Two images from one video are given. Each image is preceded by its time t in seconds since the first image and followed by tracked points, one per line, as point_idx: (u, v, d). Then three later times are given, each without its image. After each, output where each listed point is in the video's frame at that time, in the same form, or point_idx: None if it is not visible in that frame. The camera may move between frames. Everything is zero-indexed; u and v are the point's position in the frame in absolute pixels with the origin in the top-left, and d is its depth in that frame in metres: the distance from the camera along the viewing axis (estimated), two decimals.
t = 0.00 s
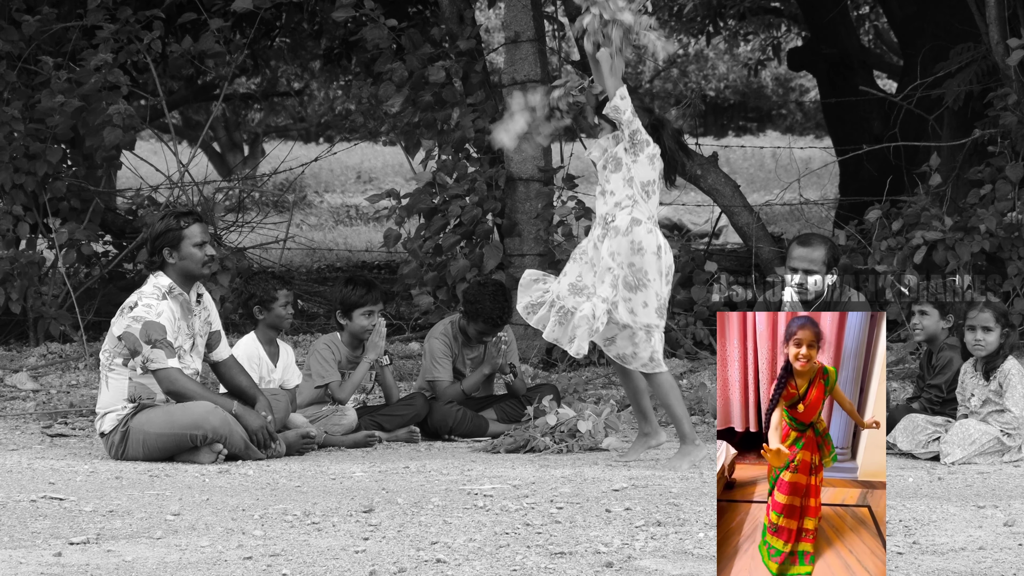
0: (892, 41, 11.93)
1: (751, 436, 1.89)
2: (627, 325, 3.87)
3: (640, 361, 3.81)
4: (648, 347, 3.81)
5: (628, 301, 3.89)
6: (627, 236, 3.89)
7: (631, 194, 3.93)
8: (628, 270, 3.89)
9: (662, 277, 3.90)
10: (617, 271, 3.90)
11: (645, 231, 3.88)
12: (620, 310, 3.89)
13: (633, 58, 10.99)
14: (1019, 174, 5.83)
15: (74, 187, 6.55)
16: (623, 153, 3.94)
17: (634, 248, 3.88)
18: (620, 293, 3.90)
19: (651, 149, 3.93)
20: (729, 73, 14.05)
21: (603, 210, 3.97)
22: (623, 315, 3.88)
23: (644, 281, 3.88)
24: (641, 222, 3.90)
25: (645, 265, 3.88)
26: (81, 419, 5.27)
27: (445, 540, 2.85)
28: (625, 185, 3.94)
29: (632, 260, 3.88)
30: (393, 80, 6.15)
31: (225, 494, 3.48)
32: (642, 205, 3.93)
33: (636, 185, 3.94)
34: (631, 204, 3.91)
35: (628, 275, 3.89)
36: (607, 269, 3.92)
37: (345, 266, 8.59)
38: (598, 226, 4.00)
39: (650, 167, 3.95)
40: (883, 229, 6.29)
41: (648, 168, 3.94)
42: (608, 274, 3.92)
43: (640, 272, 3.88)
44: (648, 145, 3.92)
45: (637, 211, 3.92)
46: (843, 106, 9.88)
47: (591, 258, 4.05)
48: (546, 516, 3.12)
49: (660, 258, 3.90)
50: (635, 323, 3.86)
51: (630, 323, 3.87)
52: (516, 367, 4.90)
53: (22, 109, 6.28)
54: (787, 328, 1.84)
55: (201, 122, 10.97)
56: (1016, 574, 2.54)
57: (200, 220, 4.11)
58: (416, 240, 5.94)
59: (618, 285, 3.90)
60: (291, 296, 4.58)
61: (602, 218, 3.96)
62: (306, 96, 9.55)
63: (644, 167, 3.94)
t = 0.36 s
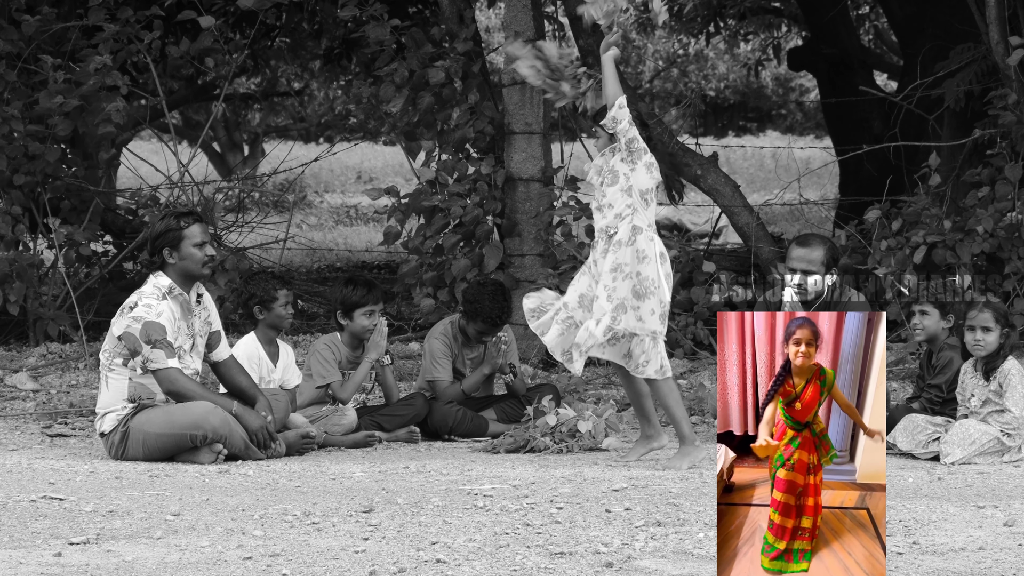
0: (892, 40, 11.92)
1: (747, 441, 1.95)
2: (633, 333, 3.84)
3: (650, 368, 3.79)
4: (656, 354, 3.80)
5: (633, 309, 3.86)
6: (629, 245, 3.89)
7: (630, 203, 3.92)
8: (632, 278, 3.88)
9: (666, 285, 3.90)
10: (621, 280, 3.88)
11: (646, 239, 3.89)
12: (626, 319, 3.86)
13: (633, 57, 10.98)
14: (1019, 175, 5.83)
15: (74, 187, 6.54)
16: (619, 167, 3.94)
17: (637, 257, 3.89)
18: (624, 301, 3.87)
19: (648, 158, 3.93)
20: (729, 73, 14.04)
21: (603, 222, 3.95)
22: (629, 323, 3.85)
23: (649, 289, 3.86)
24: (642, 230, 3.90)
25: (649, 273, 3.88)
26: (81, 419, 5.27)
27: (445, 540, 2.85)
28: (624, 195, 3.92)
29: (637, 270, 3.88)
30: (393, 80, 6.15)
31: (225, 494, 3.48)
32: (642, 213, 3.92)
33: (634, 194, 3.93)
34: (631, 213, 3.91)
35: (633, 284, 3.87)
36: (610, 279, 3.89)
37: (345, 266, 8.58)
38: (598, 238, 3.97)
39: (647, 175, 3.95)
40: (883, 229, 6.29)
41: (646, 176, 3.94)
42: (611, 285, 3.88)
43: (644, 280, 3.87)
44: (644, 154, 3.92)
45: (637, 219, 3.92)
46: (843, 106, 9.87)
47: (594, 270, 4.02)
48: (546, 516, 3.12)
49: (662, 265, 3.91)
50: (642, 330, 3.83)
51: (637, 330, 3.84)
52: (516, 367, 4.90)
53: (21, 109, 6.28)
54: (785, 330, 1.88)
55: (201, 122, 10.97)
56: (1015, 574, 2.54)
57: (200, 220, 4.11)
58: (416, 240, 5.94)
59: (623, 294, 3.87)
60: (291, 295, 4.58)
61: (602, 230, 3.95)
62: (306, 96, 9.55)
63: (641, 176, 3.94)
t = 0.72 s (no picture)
0: (892, 41, 11.93)
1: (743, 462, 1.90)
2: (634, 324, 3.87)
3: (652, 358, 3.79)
4: (657, 343, 3.80)
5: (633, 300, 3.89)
6: (628, 235, 3.91)
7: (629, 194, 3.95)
8: (630, 269, 3.90)
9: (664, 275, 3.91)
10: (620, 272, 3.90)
11: (643, 229, 3.91)
12: (627, 310, 3.90)
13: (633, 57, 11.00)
14: (1019, 175, 5.82)
15: (74, 187, 6.54)
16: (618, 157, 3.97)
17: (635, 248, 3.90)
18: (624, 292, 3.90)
19: (648, 149, 3.96)
20: (729, 73, 14.04)
21: (602, 213, 3.99)
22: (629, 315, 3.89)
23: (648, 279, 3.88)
24: (640, 220, 3.92)
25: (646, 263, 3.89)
26: (81, 419, 5.27)
27: (445, 540, 2.85)
28: (623, 185, 3.95)
29: (636, 259, 3.90)
30: (393, 80, 6.15)
31: (225, 494, 3.48)
32: (641, 203, 3.95)
33: (634, 184, 3.96)
34: (631, 204, 3.93)
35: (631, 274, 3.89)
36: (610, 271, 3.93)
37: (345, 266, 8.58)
38: (597, 230, 4.01)
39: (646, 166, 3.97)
40: (883, 229, 6.29)
41: (645, 167, 3.97)
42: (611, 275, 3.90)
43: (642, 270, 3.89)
44: (644, 145, 3.95)
45: (636, 209, 3.94)
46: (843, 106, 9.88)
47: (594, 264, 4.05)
48: (547, 516, 3.12)
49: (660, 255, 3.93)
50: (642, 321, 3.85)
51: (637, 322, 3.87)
52: (516, 367, 4.90)
53: (21, 109, 6.28)
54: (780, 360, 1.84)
55: (201, 122, 10.97)
56: (1016, 574, 2.54)
57: (200, 220, 4.11)
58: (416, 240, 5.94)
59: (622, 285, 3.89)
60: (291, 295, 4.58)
61: (602, 220, 3.98)
62: (307, 96, 9.56)
63: (641, 167, 3.97)
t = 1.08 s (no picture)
0: (892, 41, 11.93)
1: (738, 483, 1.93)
2: (627, 310, 3.91)
3: (646, 345, 3.83)
4: (648, 329, 3.84)
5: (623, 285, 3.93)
6: (620, 222, 3.94)
7: (622, 179, 3.97)
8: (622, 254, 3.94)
9: (656, 261, 3.95)
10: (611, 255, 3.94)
11: (637, 215, 3.94)
12: (619, 295, 3.94)
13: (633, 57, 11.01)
14: (1019, 175, 5.82)
15: (74, 187, 6.54)
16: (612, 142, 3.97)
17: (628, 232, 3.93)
18: (617, 278, 3.94)
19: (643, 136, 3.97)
20: (729, 73, 14.04)
21: (594, 195, 4.01)
22: (620, 300, 3.94)
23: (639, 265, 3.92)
24: (633, 206, 3.95)
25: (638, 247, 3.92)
26: (81, 419, 5.27)
27: (445, 540, 2.85)
28: (616, 170, 3.97)
29: (628, 245, 3.93)
30: (393, 80, 6.15)
31: (224, 494, 3.48)
32: (634, 189, 3.98)
33: (626, 170, 3.98)
34: (623, 190, 3.96)
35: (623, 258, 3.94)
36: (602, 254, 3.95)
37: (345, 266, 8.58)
38: (586, 210, 4.02)
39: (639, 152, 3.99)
40: (883, 229, 6.29)
41: (638, 154, 3.99)
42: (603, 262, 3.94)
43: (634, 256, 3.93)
44: (639, 132, 3.95)
45: (629, 195, 3.97)
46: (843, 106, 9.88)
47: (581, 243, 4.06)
48: (546, 516, 3.12)
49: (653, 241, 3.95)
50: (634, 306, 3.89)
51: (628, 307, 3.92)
52: (516, 367, 4.90)
53: (21, 108, 6.28)
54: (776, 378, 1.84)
55: (201, 122, 10.97)
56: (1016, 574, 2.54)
57: (200, 220, 4.11)
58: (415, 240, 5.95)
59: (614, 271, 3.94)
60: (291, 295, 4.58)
61: (592, 201, 4.00)
62: (307, 96, 9.55)
63: (635, 153, 3.98)
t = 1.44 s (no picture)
0: (892, 41, 11.93)
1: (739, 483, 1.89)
2: (620, 312, 3.91)
3: (637, 348, 3.87)
4: (641, 334, 3.86)
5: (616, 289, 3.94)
6: (615, 228, 3.95)
7: (617, 186, 3.98)
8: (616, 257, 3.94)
9: (652, 264, 3.96)
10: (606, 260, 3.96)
11: (632, 221, 3.94)
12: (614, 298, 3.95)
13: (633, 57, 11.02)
14: (1019, 174, 5.81)
15: (74, 187, 6.54)
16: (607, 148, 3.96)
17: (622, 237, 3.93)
18: (613, 281, 3.95)
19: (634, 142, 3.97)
20: (729, 73, 14.04)
21: (587, 202, 4.02)
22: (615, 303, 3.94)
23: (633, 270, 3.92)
24: (628, 212, 3.96)
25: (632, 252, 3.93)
26: (81, 419, 5.28)
27: (445, 540, 2.85)
28: (609, 177, 3.98)
29: (623, 250, 3.93)
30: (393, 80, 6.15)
31: (225, 494, 3.48)
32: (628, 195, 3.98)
33: (620, 177, 3.99)
34: (618, 197, 3.97)
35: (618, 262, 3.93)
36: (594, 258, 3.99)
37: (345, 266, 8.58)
38: (578, 216, 4.05)
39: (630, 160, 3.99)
40: (883, 229, 6.29)
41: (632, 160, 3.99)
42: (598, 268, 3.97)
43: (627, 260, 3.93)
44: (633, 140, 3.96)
45: (623, 201, 3.98)
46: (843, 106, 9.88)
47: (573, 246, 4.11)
48: (546, 516, 3.12)
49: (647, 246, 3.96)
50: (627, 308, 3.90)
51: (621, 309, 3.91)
52: (515, 367, 4.90)
53: (21, 109, 6.29)
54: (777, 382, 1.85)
55: (201, 122, 10.97)
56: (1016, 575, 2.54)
57: (201, 220, 4.11)
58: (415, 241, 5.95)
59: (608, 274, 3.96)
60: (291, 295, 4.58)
61: (585, 208, 4.02)
62: (307, 96, 9.56)
63: (629, 159, 3.99)
